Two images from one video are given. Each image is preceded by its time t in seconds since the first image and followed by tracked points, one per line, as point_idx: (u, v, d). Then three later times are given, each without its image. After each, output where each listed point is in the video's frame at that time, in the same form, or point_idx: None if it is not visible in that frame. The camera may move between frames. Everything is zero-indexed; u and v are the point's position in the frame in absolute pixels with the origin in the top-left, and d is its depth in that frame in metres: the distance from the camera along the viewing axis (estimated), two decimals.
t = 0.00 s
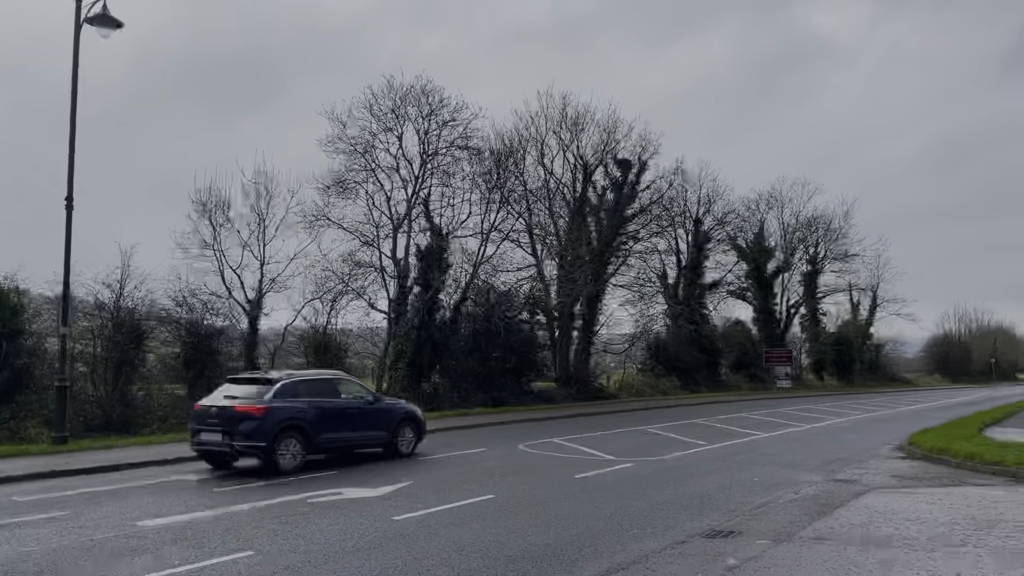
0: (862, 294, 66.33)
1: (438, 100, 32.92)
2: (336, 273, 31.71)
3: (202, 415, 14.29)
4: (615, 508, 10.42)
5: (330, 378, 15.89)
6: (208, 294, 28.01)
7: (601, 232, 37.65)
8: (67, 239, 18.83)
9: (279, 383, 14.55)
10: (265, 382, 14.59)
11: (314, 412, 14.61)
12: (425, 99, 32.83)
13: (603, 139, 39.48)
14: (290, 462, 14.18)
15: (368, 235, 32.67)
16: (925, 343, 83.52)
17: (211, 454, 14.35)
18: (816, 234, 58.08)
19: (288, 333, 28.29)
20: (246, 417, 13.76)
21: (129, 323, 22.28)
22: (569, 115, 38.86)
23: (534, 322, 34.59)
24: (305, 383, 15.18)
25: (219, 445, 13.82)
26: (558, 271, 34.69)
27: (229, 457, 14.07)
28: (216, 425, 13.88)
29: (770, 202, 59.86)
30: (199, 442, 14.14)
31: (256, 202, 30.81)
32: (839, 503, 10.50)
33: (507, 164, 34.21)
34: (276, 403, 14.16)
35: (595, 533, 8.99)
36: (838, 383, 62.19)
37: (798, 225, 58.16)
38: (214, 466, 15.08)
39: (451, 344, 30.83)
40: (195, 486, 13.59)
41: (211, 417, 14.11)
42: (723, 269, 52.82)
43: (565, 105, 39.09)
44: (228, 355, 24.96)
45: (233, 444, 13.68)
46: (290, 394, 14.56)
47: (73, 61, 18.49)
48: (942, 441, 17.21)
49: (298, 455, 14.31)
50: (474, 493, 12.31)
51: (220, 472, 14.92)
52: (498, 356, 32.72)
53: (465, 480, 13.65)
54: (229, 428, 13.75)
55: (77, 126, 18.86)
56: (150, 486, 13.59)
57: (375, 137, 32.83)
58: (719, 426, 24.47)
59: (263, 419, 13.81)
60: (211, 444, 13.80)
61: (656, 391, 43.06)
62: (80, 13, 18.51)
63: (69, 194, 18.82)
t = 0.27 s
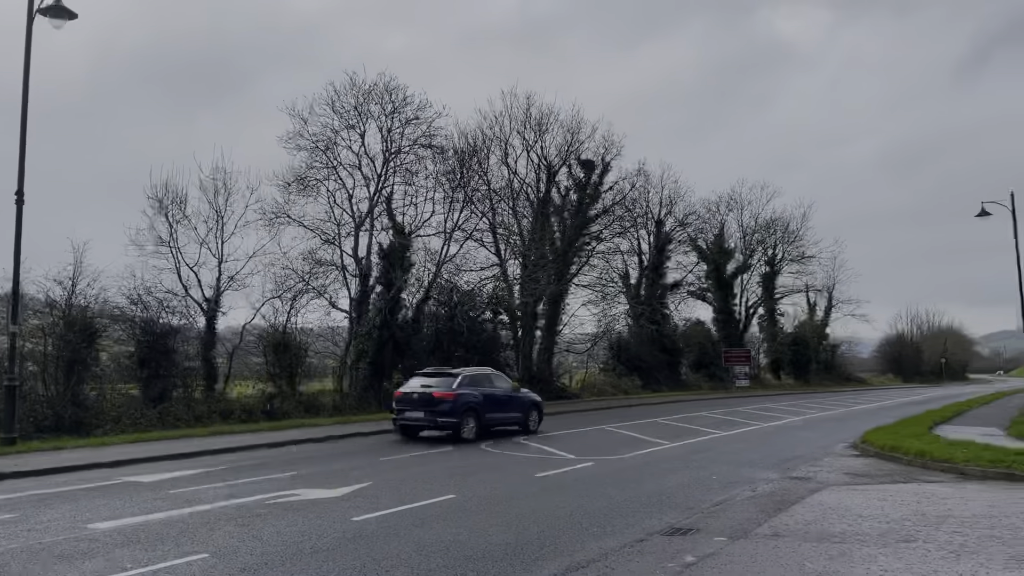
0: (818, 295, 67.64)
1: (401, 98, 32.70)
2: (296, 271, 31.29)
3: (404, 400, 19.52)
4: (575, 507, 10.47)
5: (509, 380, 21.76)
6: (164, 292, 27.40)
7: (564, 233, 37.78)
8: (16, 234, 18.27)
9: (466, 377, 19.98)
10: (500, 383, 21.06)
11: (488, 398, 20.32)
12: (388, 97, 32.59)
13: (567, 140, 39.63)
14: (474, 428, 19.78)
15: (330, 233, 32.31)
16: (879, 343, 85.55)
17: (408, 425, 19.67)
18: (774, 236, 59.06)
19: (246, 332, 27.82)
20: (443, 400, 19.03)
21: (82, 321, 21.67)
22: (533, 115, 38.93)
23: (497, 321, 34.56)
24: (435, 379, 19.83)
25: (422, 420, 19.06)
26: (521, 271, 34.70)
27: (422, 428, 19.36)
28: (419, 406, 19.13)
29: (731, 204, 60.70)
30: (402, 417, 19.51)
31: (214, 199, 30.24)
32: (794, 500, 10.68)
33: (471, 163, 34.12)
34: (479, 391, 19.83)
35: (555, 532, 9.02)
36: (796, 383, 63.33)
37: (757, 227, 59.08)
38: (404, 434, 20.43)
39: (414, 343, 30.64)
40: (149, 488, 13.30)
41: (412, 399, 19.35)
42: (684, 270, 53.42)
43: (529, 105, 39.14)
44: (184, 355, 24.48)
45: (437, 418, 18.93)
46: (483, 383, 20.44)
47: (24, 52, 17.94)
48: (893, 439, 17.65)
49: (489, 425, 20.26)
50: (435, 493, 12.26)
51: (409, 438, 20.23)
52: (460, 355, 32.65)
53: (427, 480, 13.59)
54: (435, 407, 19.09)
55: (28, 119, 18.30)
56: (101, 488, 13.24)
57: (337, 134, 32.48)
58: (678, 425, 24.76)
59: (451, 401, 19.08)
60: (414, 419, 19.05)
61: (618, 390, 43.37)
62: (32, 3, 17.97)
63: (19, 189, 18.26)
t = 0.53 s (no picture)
0: (775, 295, 68.85)
1: (363, 95, 32.40)
2: (254, 268, 30.80)
3: (506, 390, 24.56)
4: (535, 505, 10.49)
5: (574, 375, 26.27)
6: (116, 288, 26.75)
7: (527, 232, 37.80)
8: None
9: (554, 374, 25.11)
10: (570, 379, 25.86)
11: (568, 390, 25.32)
12: (350, 92, 32.27)
13: (530, 140, 39.68)
14: (557, 414, 24.76)
15: (289, 230, 31.88)
16: (833, 342, 87.49)
17: (506, 410, 24.66)
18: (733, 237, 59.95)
19: (203, 330, 27.29)
20: (537, 391, 24.09)
21: (31, 318, 21.04)
22: (496, 114, 38.89)
23: (459, 320, 34.43)
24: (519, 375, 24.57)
25: (521, 406, 24.05)
26: (483, 270, 34.62)
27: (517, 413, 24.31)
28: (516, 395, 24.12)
29: (691, 205, 61.44)
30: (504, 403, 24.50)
31: (170, 194, 29.60)
32: (750, 497, 10.86)
33: (434, 161, 33.94)
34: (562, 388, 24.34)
35: (514, 530, 9.04)
36: (753, 382, 64.44)
37: (716, 229, 59.94)
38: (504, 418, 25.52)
39: (374, 342, 30.37)
40: (100, 489, 12.98)
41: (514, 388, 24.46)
42: (645, 270, 53.92)
43: (492, 104, 39.09)
44: (138, 353, 23.94)
45: (535, 403, 23.93)
46: (563, 379, 25.40)
47: None
48: (846, 437, 18.04)
49: (565, 411, 25.15)
50: (394, 493, 12.18)
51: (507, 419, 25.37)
52: (421, 354, 32.49)
53: (386, 479, 13.50)
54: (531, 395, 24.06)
55: None
56: (50, 489, 12.90)
57: (297, 130, 32.04)
58: (638, 423, 25.00)
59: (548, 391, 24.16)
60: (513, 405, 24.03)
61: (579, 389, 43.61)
62: None
63: None
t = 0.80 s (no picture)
0: (732, 297, 69.93)
1: (323, 93, 32.05)
2: (210, 268, 30.23)
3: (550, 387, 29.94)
4: (495, 507, 10.48)
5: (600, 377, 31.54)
6: (66, 288, 26.00)
7: (488, 233, 37.75)
8: None
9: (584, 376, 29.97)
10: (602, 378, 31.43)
11: (601, 388, 30.79)
12: (310, 91, 31.89)
13: (492, 141, 39.66)
14: (593, 406, 30.26)
15: (247, 230, 31.37)
16: (788, 344, 89.23)
17: (549, 402, 29.90)
18: (692, 240, 60.72)
19: (156, 331, 26.66)
20: (577, 387, 29.46)
21: None
22: (458, 115, 38.79)
23: (420, 321, 34.23)
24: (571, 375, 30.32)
25: (565, 401, 29.43)
26: (445, 271, 34.49)
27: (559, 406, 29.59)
28: (561, 391, 29.38)
29: (651, 208, 62.07)
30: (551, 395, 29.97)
31: (123, 191, 28.90)
32: (707, 497, 11.00)
33: (395, 161, 33.69)
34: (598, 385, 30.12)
35: (473, 532, 9.01)
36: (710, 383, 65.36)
37: (675, 232, 60.65)
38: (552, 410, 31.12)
39: (333, 343, 30.04)
40: (47, 494, 12.57)
41: (558, 386, 29.82)
42: (606, 272, 54.29)
43: (455, 105, 38.98)
44: (89, 354, 23.32)
45: (580, 398, 29.53)
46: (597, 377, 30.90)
47: None
48: (801, 437, 18.36)
49: (598, 405, 30.75)
50: (353, 495, 12.04)
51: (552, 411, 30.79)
52: (381, 356, 32.25)
53: (345, 482, 13.34)
54: (576, 390, 29.70)
55: None
56: None
57: (256, 128, 31.56)
58: (598, 424, 25.15)
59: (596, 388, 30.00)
60: (559, 400, 29.28)
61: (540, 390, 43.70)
62: None
63: None
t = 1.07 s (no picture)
0: (692, 298, 70.86)
1: (283, 90, 31.62)
2: (165, 267, 29.60)
3: (577, 383, 34.69)
4: (457, 508, 10.45)
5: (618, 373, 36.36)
6: (14, 286, 25.21)
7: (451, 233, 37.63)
8: None
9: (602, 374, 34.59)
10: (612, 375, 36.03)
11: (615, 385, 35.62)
12: (269, 88, 31.44)
13: (455, 141, 39.55)
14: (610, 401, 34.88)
15: (203, 228, 30.78)
16: (746, 345, 90.76)
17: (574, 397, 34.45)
18: (652, 241, 61.37)
19: (109, 330, 25.99)
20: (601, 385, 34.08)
21: None
22: (421, 114, 38.61)
23: (382, 322, 33.96)
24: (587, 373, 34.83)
25: (590, 395, 34.14)
26: (406, 271, 34.27)
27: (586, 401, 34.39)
28: (587, 387, 34.07)
29: (613, 209, 62.58)
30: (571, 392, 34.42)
31: (75, 188, 28.15)
32: (666, 495, 11.12)
33: (356, 160, 33.38)
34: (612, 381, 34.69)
35: (434, 533, 8.97)
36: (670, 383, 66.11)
37: (637, 233, 61.20)
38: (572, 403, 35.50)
39: (293, 344, 29.64)
40: None
41: (582, 382, 34.49)
42: (568, 272, 54.57)
43: (417, 104, 38.80)
44: (39, 354, 22.66)
45: (600, 393, 34.06)
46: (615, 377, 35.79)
47: None
48: (757, 435, 18.70)
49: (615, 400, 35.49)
50: (312, 498, 11.90)
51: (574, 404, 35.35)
52: (341, 356, 31.91)
53: (304, 484, 13.18)
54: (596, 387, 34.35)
55: None
56: None
57: (213, 124, 31.00)
58: (559, 424, 25.25)
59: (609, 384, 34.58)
60: (585, 395, 33.99)
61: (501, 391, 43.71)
62: None
63: None
